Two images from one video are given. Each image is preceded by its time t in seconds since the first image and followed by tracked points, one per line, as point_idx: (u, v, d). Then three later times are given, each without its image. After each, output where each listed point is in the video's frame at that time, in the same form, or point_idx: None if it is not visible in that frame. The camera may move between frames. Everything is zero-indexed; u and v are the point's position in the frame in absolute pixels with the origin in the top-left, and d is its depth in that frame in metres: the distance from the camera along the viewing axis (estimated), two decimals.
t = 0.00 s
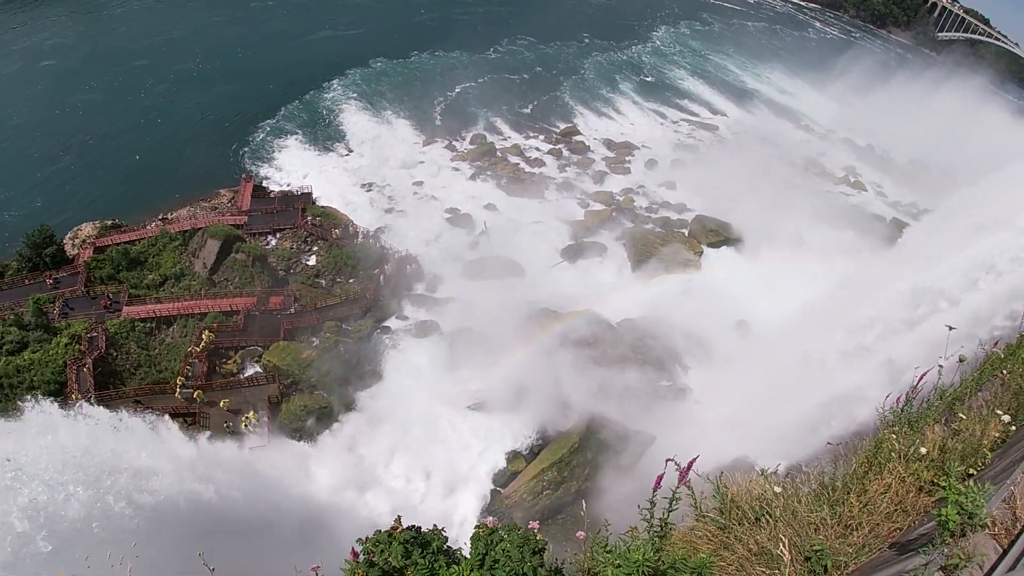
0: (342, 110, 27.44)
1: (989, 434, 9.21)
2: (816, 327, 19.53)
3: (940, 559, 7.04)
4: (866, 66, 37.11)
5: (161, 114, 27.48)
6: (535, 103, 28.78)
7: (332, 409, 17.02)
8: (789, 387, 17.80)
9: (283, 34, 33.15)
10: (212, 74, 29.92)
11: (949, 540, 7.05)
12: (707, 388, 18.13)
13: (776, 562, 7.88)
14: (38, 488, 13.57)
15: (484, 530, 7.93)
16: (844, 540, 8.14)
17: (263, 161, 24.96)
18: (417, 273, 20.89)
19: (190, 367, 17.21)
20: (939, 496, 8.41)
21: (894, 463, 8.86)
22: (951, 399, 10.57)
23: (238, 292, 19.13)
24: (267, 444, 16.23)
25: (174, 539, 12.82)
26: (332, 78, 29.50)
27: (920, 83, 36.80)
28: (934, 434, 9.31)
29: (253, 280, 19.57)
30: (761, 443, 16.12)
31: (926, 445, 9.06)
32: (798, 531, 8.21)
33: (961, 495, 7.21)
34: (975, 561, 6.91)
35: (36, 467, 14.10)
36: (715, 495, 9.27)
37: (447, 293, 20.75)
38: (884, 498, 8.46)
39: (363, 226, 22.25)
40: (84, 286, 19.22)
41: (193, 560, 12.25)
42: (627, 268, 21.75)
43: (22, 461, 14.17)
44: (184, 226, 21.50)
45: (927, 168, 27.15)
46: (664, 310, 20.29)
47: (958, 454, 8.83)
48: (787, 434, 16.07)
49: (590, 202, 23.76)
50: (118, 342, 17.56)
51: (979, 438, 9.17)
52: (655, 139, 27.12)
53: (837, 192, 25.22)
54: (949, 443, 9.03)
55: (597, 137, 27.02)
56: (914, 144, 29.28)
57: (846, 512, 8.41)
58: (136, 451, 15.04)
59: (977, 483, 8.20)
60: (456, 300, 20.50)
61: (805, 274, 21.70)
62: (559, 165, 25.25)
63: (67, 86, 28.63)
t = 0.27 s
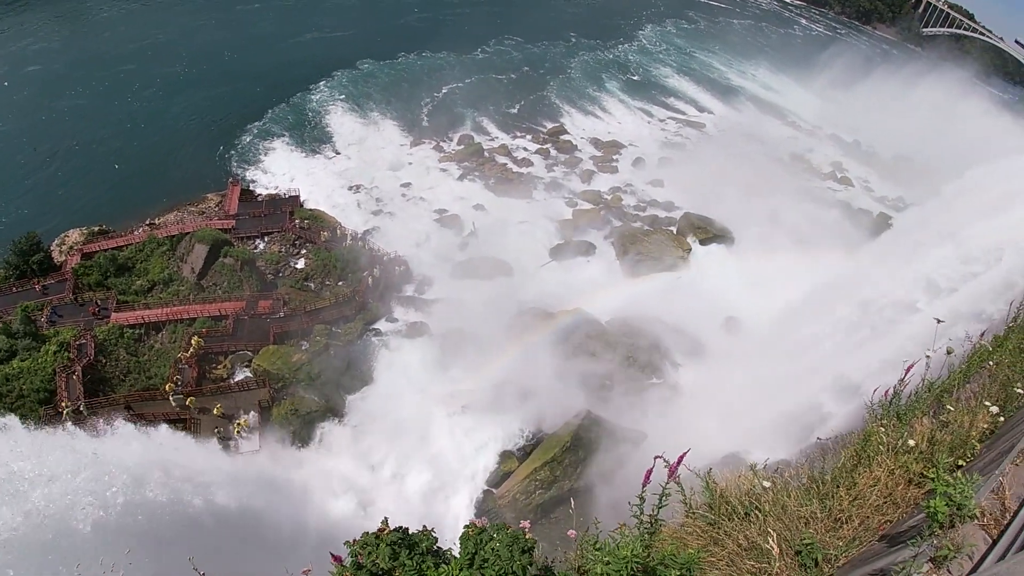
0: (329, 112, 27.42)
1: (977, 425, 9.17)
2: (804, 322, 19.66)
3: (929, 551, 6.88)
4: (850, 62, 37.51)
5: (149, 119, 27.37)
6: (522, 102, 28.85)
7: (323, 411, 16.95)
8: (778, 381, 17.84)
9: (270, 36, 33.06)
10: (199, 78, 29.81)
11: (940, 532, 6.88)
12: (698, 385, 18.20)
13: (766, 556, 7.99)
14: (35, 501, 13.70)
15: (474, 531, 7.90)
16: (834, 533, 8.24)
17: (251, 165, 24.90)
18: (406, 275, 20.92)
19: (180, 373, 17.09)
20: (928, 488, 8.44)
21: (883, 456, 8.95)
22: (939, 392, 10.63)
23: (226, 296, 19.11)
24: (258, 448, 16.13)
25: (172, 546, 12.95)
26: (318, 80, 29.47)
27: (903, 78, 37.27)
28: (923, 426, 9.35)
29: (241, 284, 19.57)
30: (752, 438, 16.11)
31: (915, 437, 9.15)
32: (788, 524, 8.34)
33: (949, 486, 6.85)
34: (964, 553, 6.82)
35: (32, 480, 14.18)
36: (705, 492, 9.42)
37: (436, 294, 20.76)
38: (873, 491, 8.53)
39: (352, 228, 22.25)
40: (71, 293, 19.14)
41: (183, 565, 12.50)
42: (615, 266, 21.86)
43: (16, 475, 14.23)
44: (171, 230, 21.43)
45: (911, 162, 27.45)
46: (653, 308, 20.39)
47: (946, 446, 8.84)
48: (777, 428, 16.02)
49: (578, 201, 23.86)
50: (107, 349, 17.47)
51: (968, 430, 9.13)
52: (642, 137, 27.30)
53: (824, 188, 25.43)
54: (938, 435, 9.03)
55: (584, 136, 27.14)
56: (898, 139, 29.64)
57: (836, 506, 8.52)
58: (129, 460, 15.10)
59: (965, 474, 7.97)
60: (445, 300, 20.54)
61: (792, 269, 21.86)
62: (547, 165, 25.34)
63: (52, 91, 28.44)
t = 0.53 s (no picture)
0: (316, 117, 27.44)
1: (964, 420, 9.29)
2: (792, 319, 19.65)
3: (915, 545, 6.90)
4: (831, 65, 38.34)
5: (135, 125, 27.24)
6: (507, 106, 29.19)
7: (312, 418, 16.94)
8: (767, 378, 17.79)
9: (256, 41, 33.06)
10: (185, 84, 29.74)
11: (925, 526, 6.93)
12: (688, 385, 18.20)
13: (754, 554, 7.99)
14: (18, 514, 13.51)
15: (457, 535, 7.99)
16: (823, 530, 8.27)
17: (237, 170, 24.82)
18: (394, 279, 20.90)
19: (167, 381, 17.04)
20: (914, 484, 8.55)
21: (870, 453, 9.01)
22: (925, 388, 10.76)
23: (213, 303, 19.06)
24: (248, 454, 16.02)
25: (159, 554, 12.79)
26: (305, 85, 29.45)
27: (885, 79, 37.94)
28: (909, 422, 9.46)
29: (228, 291, 19.52)
30: (744, 437, 16.04)
31: (901, 433, 9.20)
32: (775, 521, 8.36)
33: (935, 481, 7.23)
34: (951, 547, 6.82)
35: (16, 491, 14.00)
36: (692, 491, 9.44)
37: (425, 298, 20.80)
38: (861, 488, 8.58)
39: (340, 234, 22.26)
40: (57, 302, 19.01)
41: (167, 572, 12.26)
42: (603, 268, 22.01)
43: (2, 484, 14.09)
44: (158, 238, 21.40)
45: (895, 160, 27.87)
46: (641, 308, 20.48)
47: (933, 441, 8.94)
48: (769, 424, 15.96)
49: (564, 203, 24.10)
50: (94, 358, 17.38)
51: (954, 425, 9.25)
52: (627, 139, 27.70)
53: (810, 187, 25.82)
54: (924, 430, 9.14)
55: (570, 139, 27.51)
56: (880, 139, 30.18)
57: (823, 503, 8.54)
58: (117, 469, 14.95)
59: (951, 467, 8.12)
60: (434, 304, 20.58)
61: (778, 268, 22.00)
62: (533, 168, 25.62)
63: (36, 98, 28.24)
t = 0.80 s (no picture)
0: (303, 122, 27.47)
1: (951, 414, 9.43)
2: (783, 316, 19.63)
3: (903, 539, 6.92)
4: (814, 66, 38.76)
5: (121, 132, 27.11)
6: (494, 110, 29.40)
7: (304, 424, 16.99)
8: (758, 376, 17.71)
9: (242, 46, 33.03)
10: (172, 90, 29.66)
11: (913, 519, 7.02)
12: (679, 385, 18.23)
13: (744, 551, 8.10)
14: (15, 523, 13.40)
15: (446, 536, 8.04)
16: (812, 527, 8.33)
17: (225, 177, 24.76)
18: (384, 284, 21.03)
19: (156, 390, 16.99)
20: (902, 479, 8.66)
21: (857, 449, 9.14)
22: (912, 382, 10.91)
23: (201, 311, 19.03)
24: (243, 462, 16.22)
25: (153, 559, 12.76)
26: (292, 90, 29.44)
27: (868, 78, 38.29)
28: (896, 417, 9.65)
29: (216, 299, 19.49)
30: (736, 435, 15.93)
31: (888, 430, 9.39)
32: (764, 518, 8.45)
33: (922, 475, 7.34)
34: (939, 541, 6.88)
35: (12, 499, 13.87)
36: (681, 490, 9.53)
37: (414, 303, 20.85)
38: (849, 484, 8.68)
39: (328, 239, 22.30)
40: (45, 311, 18.90)
41: None
42: (591, 270, 22.22)
43: None
44: (145, 245, 21.34)
45: (879, 158, 28.24)
46: (630, 310, 20.56)
47: (920, 436, 9.12)
48: (760, 423, 15.95)
49: (552, 206, 24.33)
50: (82, 367, 17.29)
51: (942, 419, 9.40)
52: (614, 141, 28.04)
53: (796, 187, 26.19)
54: (911, 426, 9.32)
55: (557, 141, 27.80)
56: (863, 138, 30.58)
57: (812, 499, 8.61)
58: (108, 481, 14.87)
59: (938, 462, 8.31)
60: (423, 308, 20.64)
61: (765, 266, 22.15)
62: (521, 171, 25.85)
63: (21, 105, 28.04)
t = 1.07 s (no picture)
0: (289, 129, 27.76)
1: (934, 414, 9.43)
2: (769, 318, 19.72)
3: (886, 539, 6.77)
4: (791, 72, 40.21)
5: (108, 140, 27.04)
6: (479, 118, 29.92)
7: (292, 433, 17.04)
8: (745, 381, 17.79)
9: (229, 54, 33.16)
10: (158, 98, 29.64)
11: (895, 518, 6.78)
12: (665, 390, 18.37)
13: (727, 552, 8.07)
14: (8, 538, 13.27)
15: (429, 540, 8.16)
16: (797, 527, 8.28)
17: (211, 185, 24.77)
18: (371, 292, 21.10)
19: (142, 401, 16.90)
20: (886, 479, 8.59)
21: (841, 450, 9.10)
22: (896, 383, 10.96)
23: (187, 321, 19.00)
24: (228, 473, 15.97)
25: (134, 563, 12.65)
26: (277, 98, 29.83)
27: (847, 84, 39.63)
28: (879, 418, 9.63)
29: (203, 308, 19.47)
30: (724, 438, 15.96)
31: (872, 430, 9.33)
32: (748, 519, 8.41)
33: (904, 473, 6.98)
34: (921, 539, 6.65)
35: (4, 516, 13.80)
36: (666, 494, 9.58)
37: (401, 311, 20.90)
38: (834, 483, 8.64)
39: (316, 248, 22.33)
40: (30, 321, 18.79)
41: None
42: (578, 276, 22.39)
43: None
44: (131, 254, 21.21)
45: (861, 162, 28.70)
46: (616, 315, 20.72)
47: (904, 436, 9.08)
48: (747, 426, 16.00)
49: (539, 213, 24.58)
50: (68, 378, 17.21)
51: (925, 419, 9.39)
52: (599, 149, 28.56)
53: (781, 190, 26.43)
54: (895, 426, 9.30)
55: (543, 149, 28.28)
56: (846, 144, 31.08)
57: (796, 500, 8.56)
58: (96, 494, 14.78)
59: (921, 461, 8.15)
60: (411, 316, 20.70)
61: (751, 271, 22.36)
62: (507, 179, 26.17)
63: (6, 113, 27.88)
